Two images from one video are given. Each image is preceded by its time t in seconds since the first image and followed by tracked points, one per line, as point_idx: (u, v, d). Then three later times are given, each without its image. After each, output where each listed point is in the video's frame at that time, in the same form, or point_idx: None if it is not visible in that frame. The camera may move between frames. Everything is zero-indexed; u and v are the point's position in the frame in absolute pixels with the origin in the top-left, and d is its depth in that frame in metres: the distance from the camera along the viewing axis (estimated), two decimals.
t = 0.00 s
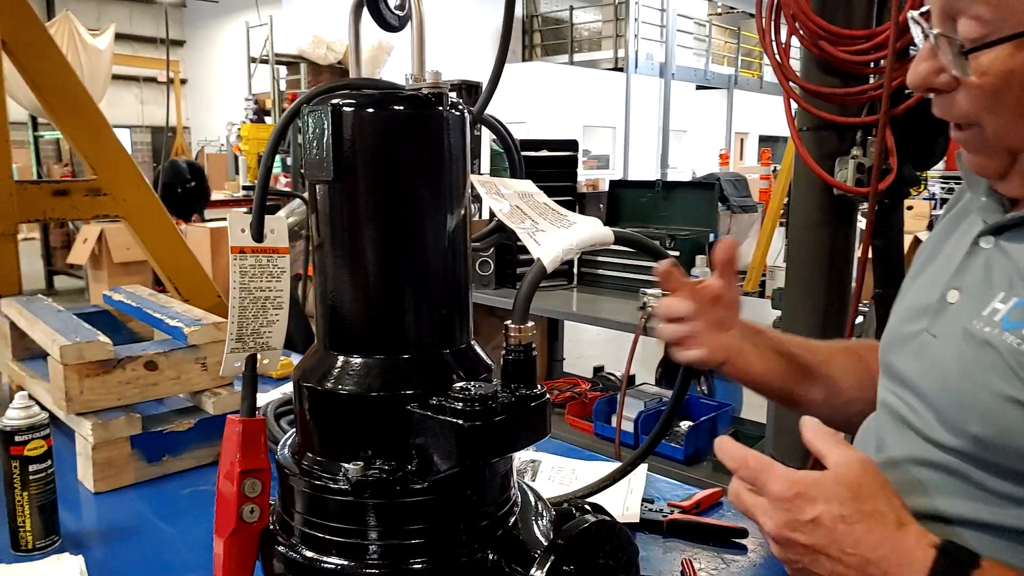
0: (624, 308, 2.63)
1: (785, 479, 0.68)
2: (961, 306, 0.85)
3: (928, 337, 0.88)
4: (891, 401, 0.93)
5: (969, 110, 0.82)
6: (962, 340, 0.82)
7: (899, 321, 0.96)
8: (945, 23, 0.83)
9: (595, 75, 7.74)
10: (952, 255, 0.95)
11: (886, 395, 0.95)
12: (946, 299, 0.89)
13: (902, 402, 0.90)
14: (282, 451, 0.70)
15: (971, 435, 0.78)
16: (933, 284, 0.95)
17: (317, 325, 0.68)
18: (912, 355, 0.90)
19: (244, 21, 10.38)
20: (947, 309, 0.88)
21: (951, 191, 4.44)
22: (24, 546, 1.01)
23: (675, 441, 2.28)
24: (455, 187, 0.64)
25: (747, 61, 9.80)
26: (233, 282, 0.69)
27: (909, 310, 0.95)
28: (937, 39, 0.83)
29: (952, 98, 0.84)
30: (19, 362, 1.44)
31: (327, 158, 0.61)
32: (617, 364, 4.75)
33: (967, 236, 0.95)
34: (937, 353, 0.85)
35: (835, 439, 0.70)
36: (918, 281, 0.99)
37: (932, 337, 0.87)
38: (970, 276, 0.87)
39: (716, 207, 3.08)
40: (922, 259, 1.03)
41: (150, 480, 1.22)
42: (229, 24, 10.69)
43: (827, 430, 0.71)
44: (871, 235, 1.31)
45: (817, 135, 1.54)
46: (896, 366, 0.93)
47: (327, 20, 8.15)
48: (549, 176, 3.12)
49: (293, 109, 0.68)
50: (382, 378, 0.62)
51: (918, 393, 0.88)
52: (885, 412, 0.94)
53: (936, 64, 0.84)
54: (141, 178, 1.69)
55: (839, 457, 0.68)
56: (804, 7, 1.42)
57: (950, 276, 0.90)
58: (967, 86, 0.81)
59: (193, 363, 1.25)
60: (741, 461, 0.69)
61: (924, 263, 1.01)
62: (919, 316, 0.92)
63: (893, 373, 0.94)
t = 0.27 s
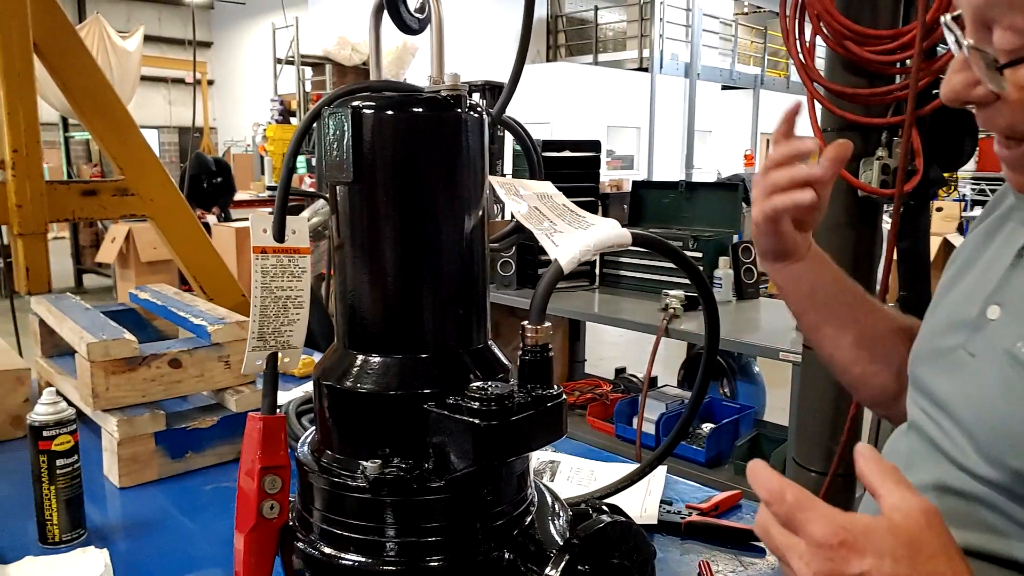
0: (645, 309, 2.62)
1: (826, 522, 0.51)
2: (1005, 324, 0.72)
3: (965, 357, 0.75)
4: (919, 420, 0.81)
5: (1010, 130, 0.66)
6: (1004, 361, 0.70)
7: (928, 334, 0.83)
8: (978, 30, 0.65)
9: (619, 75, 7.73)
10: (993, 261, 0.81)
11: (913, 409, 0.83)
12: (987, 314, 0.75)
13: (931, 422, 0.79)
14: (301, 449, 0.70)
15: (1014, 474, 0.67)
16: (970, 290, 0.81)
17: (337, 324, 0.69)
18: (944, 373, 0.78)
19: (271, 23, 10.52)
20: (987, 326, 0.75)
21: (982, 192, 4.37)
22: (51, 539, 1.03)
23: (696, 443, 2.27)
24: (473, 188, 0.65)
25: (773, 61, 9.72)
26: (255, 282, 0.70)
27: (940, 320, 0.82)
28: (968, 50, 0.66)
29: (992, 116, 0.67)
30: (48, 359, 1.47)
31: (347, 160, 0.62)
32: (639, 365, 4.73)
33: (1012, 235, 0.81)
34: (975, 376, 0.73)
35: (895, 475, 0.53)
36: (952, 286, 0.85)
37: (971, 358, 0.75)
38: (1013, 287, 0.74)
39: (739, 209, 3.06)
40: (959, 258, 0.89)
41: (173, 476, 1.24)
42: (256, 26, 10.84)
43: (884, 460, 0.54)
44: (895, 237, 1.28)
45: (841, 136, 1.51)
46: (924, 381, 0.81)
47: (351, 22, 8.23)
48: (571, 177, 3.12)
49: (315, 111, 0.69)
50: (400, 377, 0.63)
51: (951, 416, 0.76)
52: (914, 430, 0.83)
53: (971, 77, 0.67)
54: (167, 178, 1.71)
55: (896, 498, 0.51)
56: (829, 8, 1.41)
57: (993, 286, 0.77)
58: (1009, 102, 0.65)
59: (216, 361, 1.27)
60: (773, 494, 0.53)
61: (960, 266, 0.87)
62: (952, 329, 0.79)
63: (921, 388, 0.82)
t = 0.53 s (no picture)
0: (661, 311, 2.62)
1: (832, 554, 0.49)
2: (1006, 339, 0.71)
3: (968, 373, 0.74)
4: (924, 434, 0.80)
5: (999, 171, 0.66)
6: (1004, 378, 0.69)
7: (925, 346, 0.82)
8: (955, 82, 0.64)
9: (636, 75, 7.72)
10: (985, 271, 0.80)
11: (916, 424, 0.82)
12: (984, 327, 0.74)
13: (936, 436, 0.78)
14: (317, 449, 0.71)
15: None
16: (965, 300, 0.80)
17: (353, 325, 0.70)
18: (946, 389, 0.76)
19: (290, 25, 10.61)
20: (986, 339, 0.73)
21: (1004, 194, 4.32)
22: (71, 535, 1.05)
23: (711, 446, 2.26)
24: (487, 191, 0.65)
25: (792, 61, 9.66)
26: (273, 284, 0.71)
27: (934, 333, 0.81)
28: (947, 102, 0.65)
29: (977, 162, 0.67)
30: (70, 357, 1.50)
31: (363, 164, 0.63)
32: (654, 367, 4.72)
33: (1003, 246, 0.80)
34: (978, 393, 0.72)
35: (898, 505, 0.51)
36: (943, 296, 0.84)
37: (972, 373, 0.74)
38: (1011, 301, 0.73)
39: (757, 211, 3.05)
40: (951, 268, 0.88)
41: (191, 475, 1.26)
42: (275, 28, 10.94)
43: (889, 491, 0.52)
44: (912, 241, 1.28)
45: (859, 138, 1.52)
46: (928, 396, 0.80)
47: (369, 23, 8.28)
48: (588, 178, 3.12)
49: (332, 115, 0.70)
50: (415, 378, 0.64)
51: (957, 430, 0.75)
52: (918, 442, 0.81)
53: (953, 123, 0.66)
54: (186, 180, 1.74)
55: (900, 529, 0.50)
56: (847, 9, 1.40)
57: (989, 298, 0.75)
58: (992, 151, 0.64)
59: (233, 361, 1.28)
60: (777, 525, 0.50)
61: (950, 275, 0.86)
62: (949, 342, 0.78)
63: (925, 402, 0.81)
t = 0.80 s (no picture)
0: (673, 314, 2.62)
1: (845, 519, 0.59)
2: (988, 325, 0.83)
3: (954, 356, 0.86)
4: (914, 414, 0.91)
5: (974, 158, 0.82)
6: (992, 365, 0.80)
7: (913, 331, 0.93)
8: (949, 78, 0.80)
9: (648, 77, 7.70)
10: (965, 265, 0.92)
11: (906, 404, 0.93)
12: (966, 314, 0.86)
13: (926, 415, 0.89)
14: (331, 449, 0.72)
15: (1000, 462, 0.78)
16: (947, 291, 0.92)
17: (366, 327, 0.71)
18: (936, 372, 0.88)
19: (304, 28, 10.67)
20: (969, 326, 0.85)
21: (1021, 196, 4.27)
22: (88, 534, 1.07)
23: (722, 448, 2.25)
24: (498, 196, 0.67)
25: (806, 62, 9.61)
26: (288, 287, 0.73)
27: (922, 319, 0.93)
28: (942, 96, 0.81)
29: (959, 147, 0.83)
30: (87, 358, 1.52)
31: (376, 170, 0.64)
32: (667, 369, 4.71)
33: (982, 242, 0.93)
34: (967, 379, 0.83)
35: (902, 478, 0.61)
36: (928, 285, 0.97)
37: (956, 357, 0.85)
38: (990, 292, 0.84)
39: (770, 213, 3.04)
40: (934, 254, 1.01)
41: (206, 475, 1.27)
42: (289, 30, 11.00)
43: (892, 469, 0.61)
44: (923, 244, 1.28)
45: (870, 141, 1.51)
46: (920, 385, 0.90)
47: (382, 25, 8.31)
48: (600, 180, 3.13)
49: (346, 121, 0.71)
50: (426, 380, 0.65)
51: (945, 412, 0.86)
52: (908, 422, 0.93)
53: (943, 116, 0.83)
54: (200, 182, 1.76)
55: (905, 500, 0.59)
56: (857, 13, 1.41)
57: (969, 289, 0.87)
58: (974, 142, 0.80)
59: (248, 363, 1.30)
60: (795, 493, 0.61)
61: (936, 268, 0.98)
62: (935, 327, 0.90)
63: (917, 392, 0.91)
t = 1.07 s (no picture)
0: (682, 319, 2.61)
1: (834, 501, 0.63)
2: (969, 317, 0.79)
3: (934, 350, 0.81)
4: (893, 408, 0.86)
5: (964, 153, 0.76)
6: (972, 357, 0.76)
7: (894, 328, 0.88)
8: (945, 72, 0.75)
9: (658, 82, 7.70)
10: (945, 261, 0.88)
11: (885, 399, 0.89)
12: (948, 310, 0.81)
13: (905, 408, 0.84)
14: (341, 454, 0.73)
15: (982, 453, 0.74)
16: (928, 288, 0.87)
17: (376, 332, 0.72)
18: (915, 364, 0.83)
19: (314, 34, 10.74)
20: (951, 321, 0.81)
21: None
22: (100, 537, 1.07)
23: (732, 454, 2.24)
24: (507, 203, 0.67)
25: (816, 68, 9.60)
26: (299, 293, 0.73)
27: (902, 316, 0.88)
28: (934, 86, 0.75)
29: (949, 141, 0.77)
30: (98, 363, 1.54)
31: (387, 176, 0.64)
32: (676, 374, 4.70)
33: (962, 237, 0.89)
34: (947, 370, 0.79)
35: (890, 465, 0.64)
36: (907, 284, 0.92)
37: (939, 351, 0.81)
38: (971, 286, 0.80)
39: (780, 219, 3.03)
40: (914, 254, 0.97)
41: (216, 479, 1.28)
42: (300, 36, 11.06)
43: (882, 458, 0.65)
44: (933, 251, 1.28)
45: (878, 148, 1.51)
46: (901, 377, 0.86)
47: (392, 31, 8.35)
48: (609, 186, 3.13)
49: (358, 129, 0.72)
50: (436, 385, 0.66)
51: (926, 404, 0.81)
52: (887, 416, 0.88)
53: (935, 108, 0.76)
54: (212, 187, 1.78)
55: (892, 485, 0.62)
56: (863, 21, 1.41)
57: (951, 287, 0.83)
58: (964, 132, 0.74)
59: (259, 368, 1.31)
60: (794, 480, 0.67)
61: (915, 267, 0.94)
62: (916, 324, 0.85)
63: (898, 383, 0.87)
